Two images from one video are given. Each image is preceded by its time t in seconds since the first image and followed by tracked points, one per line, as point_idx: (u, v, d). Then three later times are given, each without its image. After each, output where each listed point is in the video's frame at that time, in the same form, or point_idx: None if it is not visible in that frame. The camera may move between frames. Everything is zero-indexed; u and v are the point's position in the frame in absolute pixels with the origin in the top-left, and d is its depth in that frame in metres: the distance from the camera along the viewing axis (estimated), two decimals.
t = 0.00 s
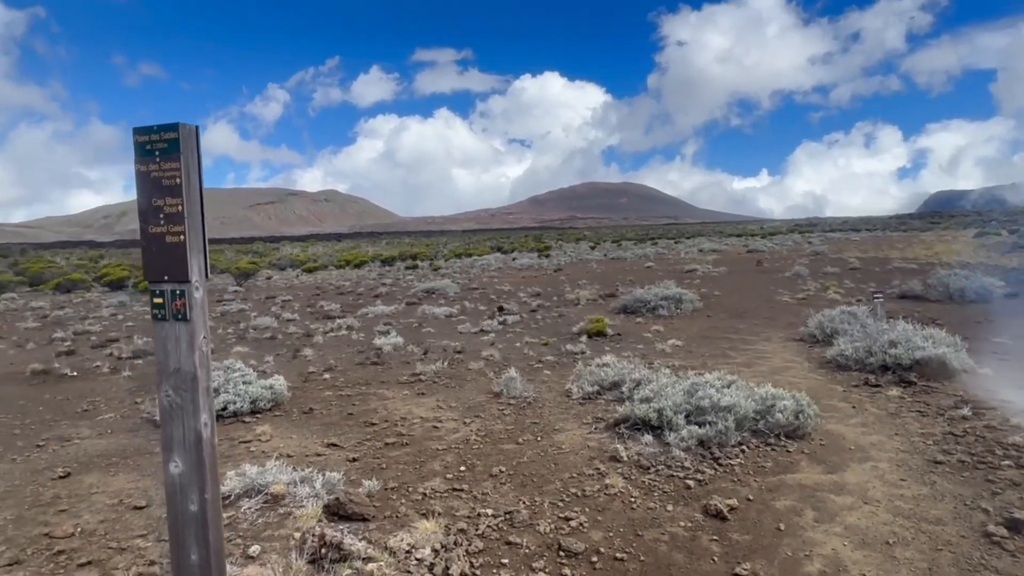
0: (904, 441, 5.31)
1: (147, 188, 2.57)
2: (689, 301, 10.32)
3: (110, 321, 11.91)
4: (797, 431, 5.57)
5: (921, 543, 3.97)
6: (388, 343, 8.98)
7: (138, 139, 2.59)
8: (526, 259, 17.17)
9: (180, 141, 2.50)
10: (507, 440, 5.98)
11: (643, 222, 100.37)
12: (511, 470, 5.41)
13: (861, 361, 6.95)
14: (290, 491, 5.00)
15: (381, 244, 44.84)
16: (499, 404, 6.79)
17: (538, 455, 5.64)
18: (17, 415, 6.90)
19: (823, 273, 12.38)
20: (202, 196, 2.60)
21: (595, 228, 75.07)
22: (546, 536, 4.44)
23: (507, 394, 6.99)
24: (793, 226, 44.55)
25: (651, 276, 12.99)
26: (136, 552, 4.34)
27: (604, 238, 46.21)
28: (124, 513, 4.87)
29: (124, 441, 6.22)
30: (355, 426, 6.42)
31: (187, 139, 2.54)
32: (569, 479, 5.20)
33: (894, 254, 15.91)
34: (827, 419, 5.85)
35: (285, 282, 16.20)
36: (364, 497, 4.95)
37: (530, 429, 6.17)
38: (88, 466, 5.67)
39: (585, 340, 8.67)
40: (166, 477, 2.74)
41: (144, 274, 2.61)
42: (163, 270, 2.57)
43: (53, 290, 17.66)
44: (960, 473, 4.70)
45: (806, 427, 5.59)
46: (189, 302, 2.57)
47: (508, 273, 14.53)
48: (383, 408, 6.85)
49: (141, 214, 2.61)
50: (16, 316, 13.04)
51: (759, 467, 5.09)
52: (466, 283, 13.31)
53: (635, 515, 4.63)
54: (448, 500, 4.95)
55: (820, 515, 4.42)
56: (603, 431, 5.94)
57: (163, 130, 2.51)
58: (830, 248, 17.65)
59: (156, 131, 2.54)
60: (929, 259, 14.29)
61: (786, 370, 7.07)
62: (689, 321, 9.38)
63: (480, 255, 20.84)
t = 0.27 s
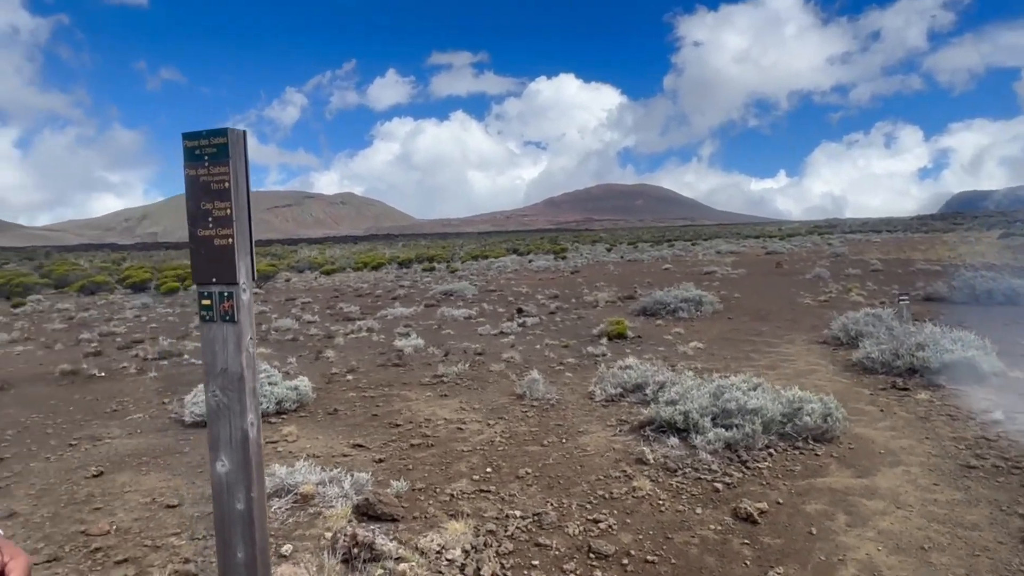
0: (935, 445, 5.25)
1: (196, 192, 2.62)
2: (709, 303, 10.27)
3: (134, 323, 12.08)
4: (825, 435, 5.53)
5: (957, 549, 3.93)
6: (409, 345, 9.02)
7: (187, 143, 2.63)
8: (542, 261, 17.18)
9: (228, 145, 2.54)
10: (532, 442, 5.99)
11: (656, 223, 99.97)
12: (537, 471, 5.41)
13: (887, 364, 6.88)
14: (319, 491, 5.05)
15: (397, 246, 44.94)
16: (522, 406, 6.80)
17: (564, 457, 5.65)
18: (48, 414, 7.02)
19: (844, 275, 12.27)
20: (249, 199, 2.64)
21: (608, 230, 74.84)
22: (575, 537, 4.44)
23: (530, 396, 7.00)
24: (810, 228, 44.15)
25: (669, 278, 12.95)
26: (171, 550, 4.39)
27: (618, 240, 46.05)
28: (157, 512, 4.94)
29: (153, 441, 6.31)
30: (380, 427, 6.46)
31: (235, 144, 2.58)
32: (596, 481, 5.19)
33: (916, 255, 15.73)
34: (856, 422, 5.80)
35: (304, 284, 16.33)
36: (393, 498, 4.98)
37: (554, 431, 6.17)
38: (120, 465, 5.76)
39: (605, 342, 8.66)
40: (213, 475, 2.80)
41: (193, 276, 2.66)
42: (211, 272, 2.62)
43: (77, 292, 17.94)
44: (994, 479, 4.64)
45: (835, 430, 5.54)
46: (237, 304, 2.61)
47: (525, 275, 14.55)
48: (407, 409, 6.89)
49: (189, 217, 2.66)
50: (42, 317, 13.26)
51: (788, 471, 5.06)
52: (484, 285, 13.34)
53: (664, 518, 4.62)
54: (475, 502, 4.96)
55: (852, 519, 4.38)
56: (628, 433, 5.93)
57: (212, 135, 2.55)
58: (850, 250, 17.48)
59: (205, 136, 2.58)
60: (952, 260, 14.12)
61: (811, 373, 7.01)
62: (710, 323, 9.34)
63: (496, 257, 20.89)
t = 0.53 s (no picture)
0: (968, 451, 5.19)
1: (245, 197, 2.67)
2: (731, 307, 10.22)
3: (159, 325, 12.26)
4: (855, 440, 5.48)
5: (996, 557, 3.88)
6: (431, 348, 9.07)
7: (236, 149, 2.69)
8: (560, 264, 17.18)
9: (278, 151, 2.59)
10: (558, 445, 5.99)
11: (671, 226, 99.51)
12: (564, 474, 5.42)
13: (916, 368, 6.81)
14: (349, 492, 5.09)
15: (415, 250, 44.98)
16: (546, 409, 6.81)
17: (590, 460, 5.64)
18: (80, 414, 7.14)
19: (867, 278, 12.15)
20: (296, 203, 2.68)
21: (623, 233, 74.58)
22: (606, 541, 4.44)
23: (554, 398, 7.00)
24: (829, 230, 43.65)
25: (688, 281, 12.91)
26: (206, 548, 4.45)
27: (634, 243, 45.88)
28: (190, 511, 5.01)
29: (183, 441, 6.41)
30: (405, 429, 6.50)
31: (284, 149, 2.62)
32: (624, 485, 5.18)
33: (939, 258, 15.54)
34: (885, 427, 5.75)
35: (323, 287, 16.48)
36: (422, 499, 5.01)
37: (580, 434, 6.17)
38: (152, 465, 5.85)
39: (627, 345, 8.65)
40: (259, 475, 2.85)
41: (241, 279, 2.72)
42: (259, 275, 2.67)
43: (101, 294, 18.23)
44: None
45: (864, 435, 5.50)
46: (284, 306, 2.66)
47: (543, 278, 14.57)
48: (431, 411, 6.92)
49: (238, 221, 2.72)
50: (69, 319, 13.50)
51: (818, 476, 5.02)
52: (502, 288, 13.38)
53: (694, 522, 4.60)
54: (504, 504, 4.98)
55: (886, 525, 4.34)
56: (655, 437, 5.92)
57: (262, 141, 2.60)
58: (871, 253, 17.30)
59: (254, 142, 2.64)
60: (977, 263, 13.93)
61: (838, 377, 6.96)
62: (732, 327, 9.29)
63: (513, 260, 20.93)
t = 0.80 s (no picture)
0: (1001, 460, 5.11)
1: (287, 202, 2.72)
2: (752, 312, 10.16)
3: (182, 328, 12.42)
4: (883, 447, 5.42)
5: None
6: (451, 352, 9.11)
7: (278, 155, 2.74)
8: (576, 268, 17.17)
9: (319, 157, 2.63)
10: (581, 450, 5.98)
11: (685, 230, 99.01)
12: (589, 479, 5.41)
13: (943, 376, 6.73)
14: (375, 495, 5.12)
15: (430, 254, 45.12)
16: (568, 414, 6.80)
17: (614, 466, 5.62)
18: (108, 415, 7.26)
19: (890, 284, 12.02)
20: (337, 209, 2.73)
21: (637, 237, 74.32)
22: (632, 546, 4.42)
23: (576, 403, 7.00)
24: (847, 235, 43.17)
25: (707, 286, 12.85)
26: (235, 549, 4.50)
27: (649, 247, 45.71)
28: (219, 512, 5.07)
29: (209, 443, 6.48)
30: (428, 432, 6.52)
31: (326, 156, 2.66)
32: (649, 490, 5.16)
33: (963, 263, 15.33)
34: (914, 435, 5.68)
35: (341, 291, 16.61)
36: (447, 503, 5.03)
37: (602, 439, 6.16)
38: (180, 466, 5.93)
39: (648, 350, 8.63)
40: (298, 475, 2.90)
41: (283, 283, 2.78)
42: (300, 279, 2.73)
43: (124, 297, 18.52)
44: None
45: (893, 443, 5.43)
46: (324, 309, 2.70)
47: (560, 283, 14.58)
48: (453, 415, 6.94)
49: (280, 227, 2.78)
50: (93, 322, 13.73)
51: (847, 484, 4.97)
52: (519, 293, 13.40)
53: (721, 528, 4.56)
54: (529, 508, 4.98)
55: (918, 534, 4.28)
56: (678, 442, 5.89)
57: (304, 147, 2.65)
58: (892, 258, 17.11)
59: (296, 148, 2.68)
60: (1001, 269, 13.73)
61: (863, 383, 6.88)
62: (753, 333, 9.23)
63: (529, 264, 20.95)
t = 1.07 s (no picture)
0: None
1: (317, 207, 2.75)
2: (769, 319, 10.08)
3: (200, 332, 12.56)
4: (907, 458, 5.35)
5: None
6: (467, 357, 9.12)
7: (308, 160, 2.77)
8: (591, 275, 17.16)
9: (349, 162, 2.65)
10: (599, 457, 5.95)
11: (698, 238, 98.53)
12: (607, 486, 5.38)
13: (968, 386, 6.63)
14: (394, 499, 5.13)
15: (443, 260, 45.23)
16: (586, 420, 6.78)
17: (633, 473, 5.59)
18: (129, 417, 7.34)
19: (909, 292, 11.88)
20: (365, 213, 2.75)
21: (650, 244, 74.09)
22: (653, 554, 4.39)
23: (593, 410, 6.97)
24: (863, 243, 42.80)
25: (724, 294, 12.78)
26: (255, 551, 4.52)
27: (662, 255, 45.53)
28: (239, 514, 5.10)
29: (229, 445, 6.53)
30: (445, 437, 6.53)
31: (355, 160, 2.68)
32: (669, 498, 5.12)
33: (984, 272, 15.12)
34: (939, 446, 5.60)
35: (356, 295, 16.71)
36: (466, 508, 5.02)
37: (620, 446, 6.12)
38: (200, 468, 5.98)
39: (664, 357, 8.59)
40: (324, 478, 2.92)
41: (311, 287, 2.81)
42: (329, 283, 2.76)
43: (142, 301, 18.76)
44: None
45: (917, 453, 5.36)
46: (353, 313, 2.72)
47: (575, 289, 14.57)
48: (470, 421, 6.94)
49: (308, 230, 2.81)
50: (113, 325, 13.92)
51: (871, 494, 4.90)
52: (534, 299, 13.42)
53: (743, 538, 4.51)
54: (548, 515, 4.95)
55: (945, 546, 4.22)
56: (698, 450, 5.84)
57: (334, 152, 2.67)
58: (912, 267, 16.91)
59: (326, 153, 2.71)
60: None
61: (885, 393, 6.80)
62: (771, 341, 9.16)
63: (543, 271, 20.96)
